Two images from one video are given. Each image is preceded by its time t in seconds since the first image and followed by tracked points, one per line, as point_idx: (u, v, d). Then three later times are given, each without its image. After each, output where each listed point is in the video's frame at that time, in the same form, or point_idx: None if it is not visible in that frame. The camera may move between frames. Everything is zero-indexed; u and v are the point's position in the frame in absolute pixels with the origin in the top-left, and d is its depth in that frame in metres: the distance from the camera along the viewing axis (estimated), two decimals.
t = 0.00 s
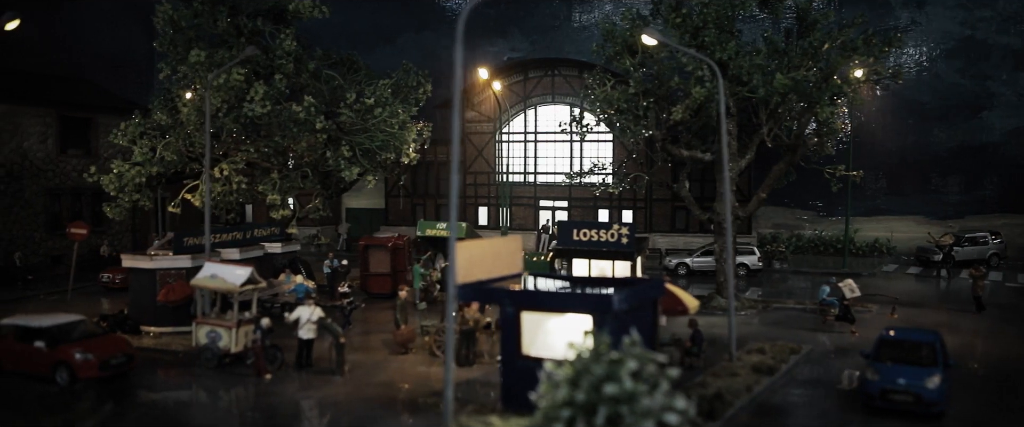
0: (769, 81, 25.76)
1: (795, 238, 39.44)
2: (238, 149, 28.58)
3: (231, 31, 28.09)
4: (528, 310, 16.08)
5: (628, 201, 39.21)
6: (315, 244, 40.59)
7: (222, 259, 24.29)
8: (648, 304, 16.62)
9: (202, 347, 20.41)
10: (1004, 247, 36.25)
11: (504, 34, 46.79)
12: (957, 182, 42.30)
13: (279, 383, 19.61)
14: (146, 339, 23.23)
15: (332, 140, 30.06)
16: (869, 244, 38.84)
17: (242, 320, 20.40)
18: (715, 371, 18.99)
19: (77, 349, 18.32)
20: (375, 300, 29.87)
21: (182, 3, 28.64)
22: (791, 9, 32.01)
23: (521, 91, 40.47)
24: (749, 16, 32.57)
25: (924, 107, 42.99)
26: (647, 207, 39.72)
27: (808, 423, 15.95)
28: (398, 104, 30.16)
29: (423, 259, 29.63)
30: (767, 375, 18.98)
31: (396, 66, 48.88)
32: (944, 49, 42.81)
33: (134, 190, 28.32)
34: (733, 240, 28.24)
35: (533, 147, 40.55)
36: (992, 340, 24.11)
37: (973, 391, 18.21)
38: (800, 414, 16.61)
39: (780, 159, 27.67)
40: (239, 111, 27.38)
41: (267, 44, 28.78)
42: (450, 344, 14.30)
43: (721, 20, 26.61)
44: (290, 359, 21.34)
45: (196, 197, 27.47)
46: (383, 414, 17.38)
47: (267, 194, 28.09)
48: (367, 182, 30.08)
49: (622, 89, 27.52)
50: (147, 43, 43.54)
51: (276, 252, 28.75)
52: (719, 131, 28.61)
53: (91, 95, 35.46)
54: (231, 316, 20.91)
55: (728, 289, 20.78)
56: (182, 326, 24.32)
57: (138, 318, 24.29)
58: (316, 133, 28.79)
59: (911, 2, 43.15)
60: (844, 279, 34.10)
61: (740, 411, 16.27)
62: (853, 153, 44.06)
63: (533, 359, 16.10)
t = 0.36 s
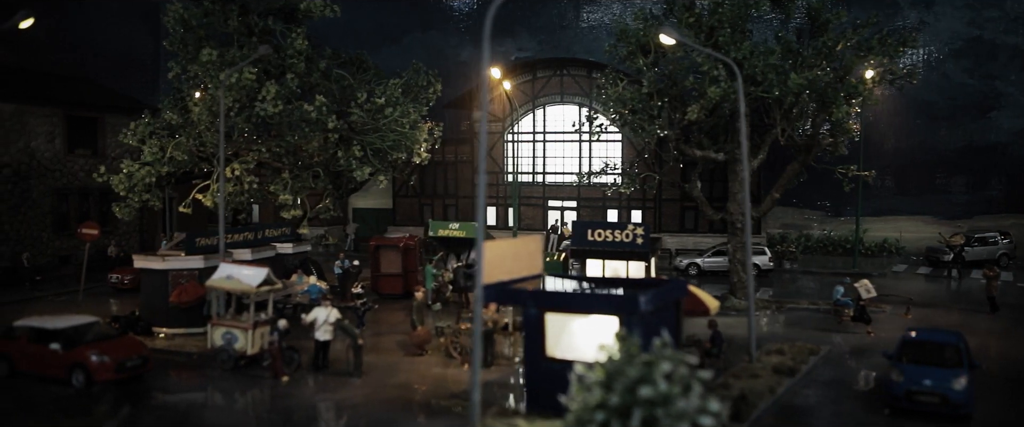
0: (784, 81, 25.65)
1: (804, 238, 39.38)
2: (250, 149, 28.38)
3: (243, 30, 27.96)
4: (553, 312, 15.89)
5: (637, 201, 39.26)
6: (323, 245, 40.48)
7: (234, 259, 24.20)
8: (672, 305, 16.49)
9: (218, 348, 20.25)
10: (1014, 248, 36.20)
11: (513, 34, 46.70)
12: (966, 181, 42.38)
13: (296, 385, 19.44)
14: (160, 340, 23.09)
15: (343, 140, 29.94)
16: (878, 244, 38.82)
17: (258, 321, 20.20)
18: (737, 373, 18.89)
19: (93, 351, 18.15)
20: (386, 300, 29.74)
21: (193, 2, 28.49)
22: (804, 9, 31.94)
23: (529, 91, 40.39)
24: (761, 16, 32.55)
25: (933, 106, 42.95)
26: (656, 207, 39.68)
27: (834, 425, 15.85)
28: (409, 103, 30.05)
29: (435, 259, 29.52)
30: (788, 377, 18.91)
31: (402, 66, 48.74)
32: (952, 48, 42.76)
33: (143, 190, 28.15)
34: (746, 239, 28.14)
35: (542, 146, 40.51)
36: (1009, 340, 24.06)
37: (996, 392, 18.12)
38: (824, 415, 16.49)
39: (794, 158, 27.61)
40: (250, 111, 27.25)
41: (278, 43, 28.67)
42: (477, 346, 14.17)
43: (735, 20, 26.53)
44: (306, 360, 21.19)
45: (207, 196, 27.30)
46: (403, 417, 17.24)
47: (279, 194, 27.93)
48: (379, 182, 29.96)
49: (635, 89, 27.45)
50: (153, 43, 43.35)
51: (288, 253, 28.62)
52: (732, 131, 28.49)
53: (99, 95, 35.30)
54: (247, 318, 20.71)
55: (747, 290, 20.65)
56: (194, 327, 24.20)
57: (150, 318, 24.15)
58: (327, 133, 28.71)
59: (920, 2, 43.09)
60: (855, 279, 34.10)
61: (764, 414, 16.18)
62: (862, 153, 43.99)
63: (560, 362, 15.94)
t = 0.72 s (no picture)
0: (802, 80, 25.44)
1: (815, 238, 39.18)
2: (262, 149, 28.01)
3: (255, 29, 27.74)
4: (579, 314, 15.70)
5: (648, 201, 39.20)
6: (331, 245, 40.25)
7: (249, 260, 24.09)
8: (699, 306, 16.31)
9: (235, 350, 20.00)
10: None
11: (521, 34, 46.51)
12: (978, 182, 42.33)
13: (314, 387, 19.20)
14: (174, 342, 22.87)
15: (355, 140, 29.73)
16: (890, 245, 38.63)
17: (276, 323, 19.98)
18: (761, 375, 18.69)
19: (111, 352, 17.93)
20: (399, 302, 29.49)
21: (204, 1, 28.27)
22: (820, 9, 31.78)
23: (539, 90, 40.15)
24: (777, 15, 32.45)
25: (946, 107, 42.64)
26: (666, 207, 39.54)
27: None
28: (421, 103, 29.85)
29: (448, 259, 29.18)
30: (812, 379, 18.74)
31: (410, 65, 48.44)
32: (965, 48, 42.67)
33: (154, 190, 27.92)
34: (763, 241, 28.07)
35: (551, 147, 40.47)
36: None
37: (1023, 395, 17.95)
38: (854, 418, 16.26)
39: (811, 158, 27.43)
40: (262, 110, 27.03)
41: (290, 42, 28.44)
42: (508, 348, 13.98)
43: (751, 19, 26.34)
44: (323, 361, 20.97)
45: (219, 196, 27.05)
46: (426, 419, 17.00)
47: (291, 194, 27.60)
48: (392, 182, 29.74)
49: (650, 89, 27.30)
50: (160, 42, 43.18)
51: (300, 253, 28.31)
52: (747, 132, 28.31)
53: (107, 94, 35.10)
54: (263, 319, 20.43)
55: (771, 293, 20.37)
56: (208, 328, 23.96)
57: (163, 319, 23.93)
58: (340, 132, 28.49)
59: (931, 2, 42.99)
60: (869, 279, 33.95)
61: (793, 417, 16.00)
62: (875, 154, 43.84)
63: (587, 364, 15.72)
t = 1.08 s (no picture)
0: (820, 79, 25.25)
1: (826, 238, 39.06)
2: (275, 148, 27.79)
3: (268, 27, 27.51)
4: (607, 315, 15.53)
5: (658, 201, 39.40)
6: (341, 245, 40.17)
7: (265, 260, 24.06)
8: (729, 307, 16.09)
9: (253, 351, 19.79)
10: None
11: (530, 33, 46.35)
12: (991, 182, 42.19)
13: (333, 389, 18.97)
14: (188, 342, 22.70)
15: (368, 140, 29.52)
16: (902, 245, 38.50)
17: (295, 323, 19.84)
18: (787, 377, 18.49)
19: (130, 354, 17.74)
20: (411, 302, 29.28)
21: None
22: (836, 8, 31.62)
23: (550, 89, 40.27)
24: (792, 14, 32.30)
25: (960, 108, 42.70)
26: (677, 207, 39.48)
27: None
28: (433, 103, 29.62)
29: (461, 260, 28.98)
30: (838, 380, 18.53)
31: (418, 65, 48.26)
32: (978, 47, 42.56)
33: (165, 189, 27.77)
34: (779, 241, 27.85)
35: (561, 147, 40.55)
36: None
37: None
38: (883, 420, 16.07)
39: (827, 159, 27.28)
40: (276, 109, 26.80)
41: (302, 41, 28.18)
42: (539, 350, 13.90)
43: (767, 18, 26.18)
44: (341, 363, 20.76)
45: (232, 197, 26.88)
46: (448, 420, 16.82)
47: (305, 194, 27.37)
48: (405, 182, 29.54)
49: (665, 89, 27.13)
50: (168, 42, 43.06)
51: (313, 254, 28.05)
52: (763, 131, 28.17)
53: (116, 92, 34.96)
54: (281, 320, 20.28)
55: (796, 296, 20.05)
56: (222, 329, 23.75)
57: (177, 320, 23.77)
58: (352, 132, 28.29)
59: (944, 2, 42.95)
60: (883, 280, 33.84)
61: (824, 419, 15.82)
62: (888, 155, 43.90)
63: (615, 365, 15.56)
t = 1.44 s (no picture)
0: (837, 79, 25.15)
1: (836, 238, 39.04)
2: (288, 148, 27.66)
3: (281, 25, 27.34)
4: (635, 315, 15.43)
5: (669, 201, 39.54)
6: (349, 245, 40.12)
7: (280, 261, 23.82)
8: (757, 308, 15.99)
9: (271, 353, 19.64)
10: None
11: (539, 33, 46.24)
12: (1001, 182, 42.20)
13: (352, 390, 18.82)
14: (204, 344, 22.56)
15: (381, 139, 29.41)
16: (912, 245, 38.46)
17: (314, 325, 19.74)
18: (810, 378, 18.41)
19: (149, 356, 17.58)
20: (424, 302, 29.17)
21: None
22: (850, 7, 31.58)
23: (560, 89, 41.37)
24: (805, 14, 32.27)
25: (970, 107, 42.53)
26: (687, 207, 39.53)
27: None
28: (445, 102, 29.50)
29: (475, 260, 28.86)
30: (862, 381, 18.44)
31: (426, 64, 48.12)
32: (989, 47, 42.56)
33: (177, 189, 27.62)
34: (794, 240, 27.77)
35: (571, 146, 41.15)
36: None
37: None
38: (912, 422, 15.94)
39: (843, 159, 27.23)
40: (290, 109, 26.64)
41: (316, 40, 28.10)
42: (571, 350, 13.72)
43: (783, 17, 26.10)
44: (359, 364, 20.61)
45: (245, 197, 26.74)
46: (472, 422, 16.69)
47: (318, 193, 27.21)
48: (418, 182, 29.45)
49: (679, 89, 27.08)
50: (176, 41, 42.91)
51: (326, 254, 27.91)
52: (777, 132, 28.12)
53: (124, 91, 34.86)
54: (301, 321, 20.15)
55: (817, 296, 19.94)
56: (237, 330, 23.58)
57: (192, 321, 23.63)
58: (366, 132, 28.19)
59: (954, 2, 43.00)
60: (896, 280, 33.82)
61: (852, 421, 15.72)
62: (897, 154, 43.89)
63: (644, 367, 15.44)
